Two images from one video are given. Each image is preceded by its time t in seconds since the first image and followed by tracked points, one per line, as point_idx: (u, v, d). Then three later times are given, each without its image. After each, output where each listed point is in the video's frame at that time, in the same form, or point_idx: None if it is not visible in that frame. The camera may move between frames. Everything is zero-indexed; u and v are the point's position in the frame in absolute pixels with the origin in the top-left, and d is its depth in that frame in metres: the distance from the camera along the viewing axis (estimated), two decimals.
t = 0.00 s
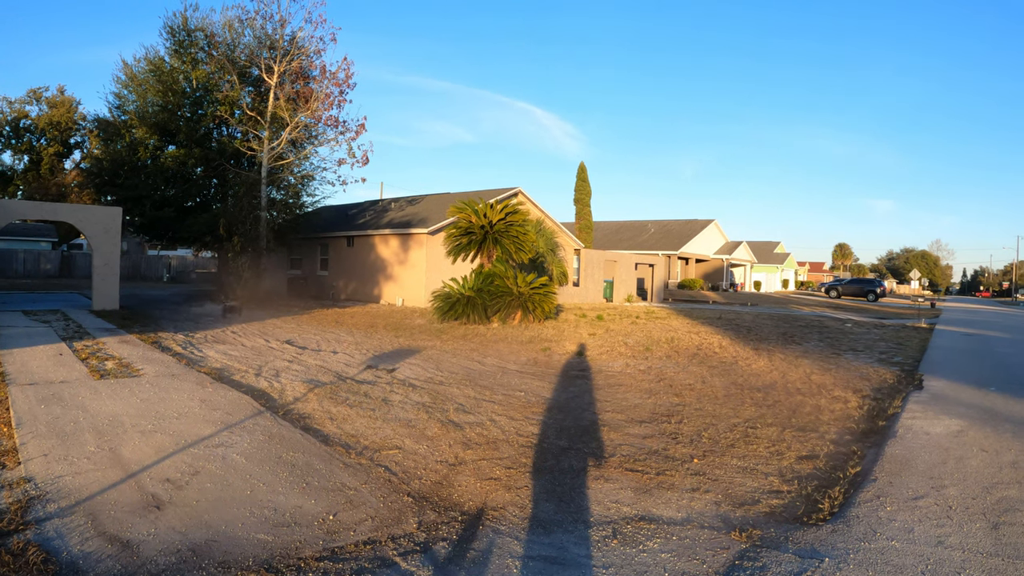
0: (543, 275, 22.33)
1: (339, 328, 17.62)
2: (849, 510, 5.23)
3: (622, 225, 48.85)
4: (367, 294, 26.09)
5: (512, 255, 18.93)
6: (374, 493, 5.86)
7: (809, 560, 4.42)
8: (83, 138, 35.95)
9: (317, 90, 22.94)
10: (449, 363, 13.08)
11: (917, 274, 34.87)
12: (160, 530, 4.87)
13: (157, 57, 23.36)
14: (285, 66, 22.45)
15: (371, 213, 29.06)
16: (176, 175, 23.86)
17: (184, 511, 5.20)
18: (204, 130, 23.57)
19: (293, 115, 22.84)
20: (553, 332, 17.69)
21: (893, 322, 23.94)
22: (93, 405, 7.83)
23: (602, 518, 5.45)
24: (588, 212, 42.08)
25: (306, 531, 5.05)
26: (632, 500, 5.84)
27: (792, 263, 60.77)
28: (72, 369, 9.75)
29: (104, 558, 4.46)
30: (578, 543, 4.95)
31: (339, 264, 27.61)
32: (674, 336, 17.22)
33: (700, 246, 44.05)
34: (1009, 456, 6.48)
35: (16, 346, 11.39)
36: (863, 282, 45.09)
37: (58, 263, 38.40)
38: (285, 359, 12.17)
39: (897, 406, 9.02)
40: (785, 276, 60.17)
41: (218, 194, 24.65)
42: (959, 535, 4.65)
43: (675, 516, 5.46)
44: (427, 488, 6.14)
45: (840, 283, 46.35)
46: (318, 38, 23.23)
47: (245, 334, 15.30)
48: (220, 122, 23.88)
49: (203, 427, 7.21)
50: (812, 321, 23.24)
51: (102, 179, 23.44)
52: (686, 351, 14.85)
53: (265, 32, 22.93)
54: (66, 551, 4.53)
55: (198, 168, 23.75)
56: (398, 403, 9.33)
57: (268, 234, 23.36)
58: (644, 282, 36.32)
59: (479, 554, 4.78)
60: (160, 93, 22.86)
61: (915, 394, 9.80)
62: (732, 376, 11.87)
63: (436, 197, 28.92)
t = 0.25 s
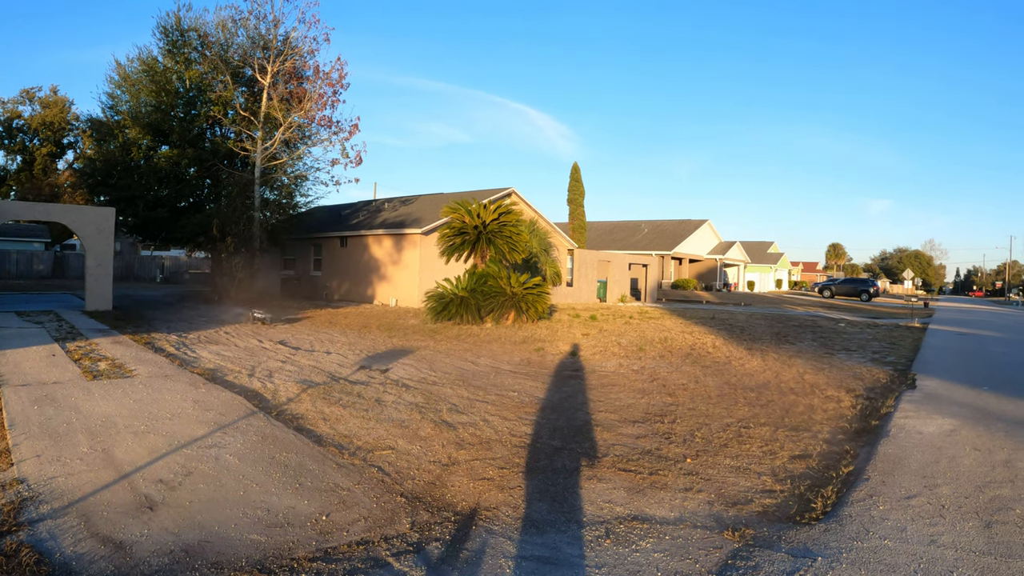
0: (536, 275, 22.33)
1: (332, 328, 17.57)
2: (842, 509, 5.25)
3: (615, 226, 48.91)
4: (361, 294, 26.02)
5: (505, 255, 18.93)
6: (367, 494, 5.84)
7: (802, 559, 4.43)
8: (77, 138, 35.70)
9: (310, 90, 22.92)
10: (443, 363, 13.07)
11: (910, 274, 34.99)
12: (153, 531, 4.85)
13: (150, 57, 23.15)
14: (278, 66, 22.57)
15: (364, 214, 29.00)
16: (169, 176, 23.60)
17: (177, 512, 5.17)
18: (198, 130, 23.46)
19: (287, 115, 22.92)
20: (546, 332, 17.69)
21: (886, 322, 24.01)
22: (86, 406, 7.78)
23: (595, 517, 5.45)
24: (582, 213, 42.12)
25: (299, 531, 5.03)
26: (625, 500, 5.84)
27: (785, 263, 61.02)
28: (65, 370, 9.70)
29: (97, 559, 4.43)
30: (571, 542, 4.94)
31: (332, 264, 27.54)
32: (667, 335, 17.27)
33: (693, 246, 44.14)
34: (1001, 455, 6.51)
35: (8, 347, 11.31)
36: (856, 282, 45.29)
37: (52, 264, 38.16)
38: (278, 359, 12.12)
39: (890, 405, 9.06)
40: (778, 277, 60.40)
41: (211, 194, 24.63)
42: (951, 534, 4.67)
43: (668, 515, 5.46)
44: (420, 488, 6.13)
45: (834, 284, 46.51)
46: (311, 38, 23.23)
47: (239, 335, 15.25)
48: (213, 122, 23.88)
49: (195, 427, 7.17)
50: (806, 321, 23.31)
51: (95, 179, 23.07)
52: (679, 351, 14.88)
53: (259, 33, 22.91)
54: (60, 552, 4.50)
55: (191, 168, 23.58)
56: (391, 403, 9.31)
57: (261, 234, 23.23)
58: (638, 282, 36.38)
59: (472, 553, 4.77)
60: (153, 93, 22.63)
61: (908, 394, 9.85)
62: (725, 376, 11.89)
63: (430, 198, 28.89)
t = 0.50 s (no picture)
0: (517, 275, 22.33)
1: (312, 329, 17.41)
2: (821, 507, 5.30)
3: (596, 225, 49.05)
4: (341, 294, 25.80)
5: (485, 255, 18.90)
6: (347, 495, 5.78)
7: (782, 556, 4.46)
8: (55, 137, 34.91)
9: (290, 90, 22.70)
10: (424, 363, 13.01)
11: (888, 273, 35.47)
12: (133, 534, 4.75)
13: (129, 55, 22.71)
14: (258, 64, 22.17)
15: (344, 213, 28.80)
16: (148, 175, 23.22)
17: (156, 514, 5.07)
18: (177, 130, 22.99)
19: (266, 114, 22.55)
20: (527, 332, 17.67)
21: (863, 322, 24.31)
22: (64, 407, 7.62)
23: (576, 517, 5.45)
24: (562, 213, 42.20)
25: (279, 532, 4.96)
26: (606, 499, 5.85)
27: (764, 262, 61.63)
28: (41, 371, 9.49)
29: (76, 562, 4.33)
30: (552, 541, 4.94)
31: (312, 264, 27.30)
32: (647, 335, 17.35)
33: (673, 246, 44.41)
34: (977, 452, 6.63)
35: None
36: (835, 280, 45.87)
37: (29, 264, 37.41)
38: (258, 359, 11.97)
39: (868, 403, 9.18)
40: (757, 276, 61.02)
41: (190, 194, 24.29)
42: (930, 530, 4.74)
43: (648, 514, 5.48)
44: (401, 488, 6.08)
45: (813, 283, 47.02)
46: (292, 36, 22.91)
47: (218, 335, 15.05)
48: (192, 121, 23.46)
49: (175, 429, 7.04)
50: (784, 320, 23.55)
51: (73, 179, 22.63)
52: (659, 350, 14.95)
53: (239, 31, 22.63)
54: (38, 555, 4.39)
55: (170, 167, 23.20)
56: (371, 403, 9.24)
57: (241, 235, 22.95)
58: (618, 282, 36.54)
59: (453, 554, 4.74)
60: (132, 92, 22.19)
61: (886, 392, 9.98)
62: (705, 375, 11.97)
63: (410, 197, 28.75)
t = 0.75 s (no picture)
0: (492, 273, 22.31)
1: (286, 328, 17.19)
2: (795, 503, 5.36)
3: (571, 223, 49.20)
4: (316, 293, 25.51)
5: (461, 253, 18.85)
6: (322, 494, 5.70)
7: (757, 553, 4.50)
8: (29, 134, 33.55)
9: (265, 87, 22.44)
10: (399, 362, 12.92)
11: (863, 271, 36.02)
12: (107, 536, 4.62)
13: (103, 52, 22.19)
14: (233, 62, 21.89)
15: (319, 211, 28.51)
16: (121, 173, 22.50)
17: (131, 516, 4.95)
18: (151, 127, 22.38)
19: (241, 112, 22.23)
20: (502, 330, 17.65)
21: (837, 319, 24.67)
22: (36, 408, 7.40)
23: (551, 515, 5.44)
24: (538, 211, 42.24)
25: (253, 533, 4.87)
26: (580, 497, 5.86)
27: (739, 261, 62.32)
28: (12, 371, 9.22)
29: (49, 565, 4.20)
30: (526, 540, 4.92)
31: (287, 263, 26.97)
32: (622, 333, 17.45)
33: (648, 244, 44.71)
34: (950, 448, 6.75)
35: None
36: (809, 278, 46.55)
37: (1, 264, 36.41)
38: (232, 359, 11.78)
39: (842, 400, 9.32)
40: (733, 274, 61.70)
41: (164, 192, 23.78)
42: (904, 526, 4.82)
43: (623, 512, 5.49)
44: (376, 488, 6.02)
45: (788, 281, 47.64)
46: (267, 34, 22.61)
47: (193, 335, 14.79)
48: (167, 119, 22.85)
49: (149, 429, 6.88)
50: (759, 318, 23.82)
51: (47, 177, 22.05)
52: (634, 348, 15.04)
53: (214, 28, 22.26)
54: (10, 559, 4.25)
55: (144, 166, 22.49)
56: (346, 403, 9.14)
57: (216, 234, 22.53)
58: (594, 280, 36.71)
59: (428, 553, 4.70)
60: (106, 89, 21.64)
61: (860, 388, 10.14)
62: (680, 373, 12.06)
63: (386, 195, 28.56)
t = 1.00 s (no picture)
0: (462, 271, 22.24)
1: (256, 326, 16.90)
2: (763, 498, 5.43)
3: (542, 221, 49.30)
4: (286, 291, 25.14)
5: (430, 251, 18.76)
6: (291, 493, 5.60)
7: (725, 548, 4.55)
8: None
9: (234, 84, 21.93)
10: (370, 360, 12.80)
11: (832, 268, 36.68)
12: (75, 537, 4.47)
13: (71, 47, 21.42)
14: (202, 58, 21.44)
15: (288, 209, 28.11)
16: (89, 171, 21.91)
17: (99, 517, 4.79)
18: (120, 124, 21.84)
19: (210, 109, 21.84)
20: (472, 328, 17.60)
21: (806, 316, 25.12)
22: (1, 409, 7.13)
23: (520, 512, 5.43)
24: (507, 209, 42.23)
25: (222, 533, 4.76)
26: (549, 494, 5.85)
27: (710, 258, 63.17)
28: None
29: (17, 568, 4.05)
30: (496, 537, 4.89)
31: (256, 261, 26.54)
32: (592, 330, 17.54)
33: (619, 241, 45.02)
34: (916, 443, 6.91)
35: None
36: (779, 275, 47.36)
37: None
38: (201, 358, 11.54)
39: (811, 396, 9.48)
40: (703, 271, 62.51)
41: (132, 189, 22.99)
42: (871, 520, 4.91)
43: (592, 508, 5.50)
44: (345, 486, 5.93)
45: (757, 278, 48.37)
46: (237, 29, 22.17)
47: (161, 334, 14.45)
48: (136, 115, 22.20)
49: (117, 430, 6.67)
50: (729, 314, 24.13)
51: (14, 174, 21.00)
52: (604, 345, 15.12)
53: (183, 23, 21.69)
54: None
55: (112, 162, 21.97)
56: (316, 401, 9.00)
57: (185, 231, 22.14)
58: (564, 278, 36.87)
59: (397, 551, 4.65)
60: (75, 85, 20.92)
61: (828, 384, 10.33)
62: (650, 370, 12.17)
63: (356, 192, 28.28)
